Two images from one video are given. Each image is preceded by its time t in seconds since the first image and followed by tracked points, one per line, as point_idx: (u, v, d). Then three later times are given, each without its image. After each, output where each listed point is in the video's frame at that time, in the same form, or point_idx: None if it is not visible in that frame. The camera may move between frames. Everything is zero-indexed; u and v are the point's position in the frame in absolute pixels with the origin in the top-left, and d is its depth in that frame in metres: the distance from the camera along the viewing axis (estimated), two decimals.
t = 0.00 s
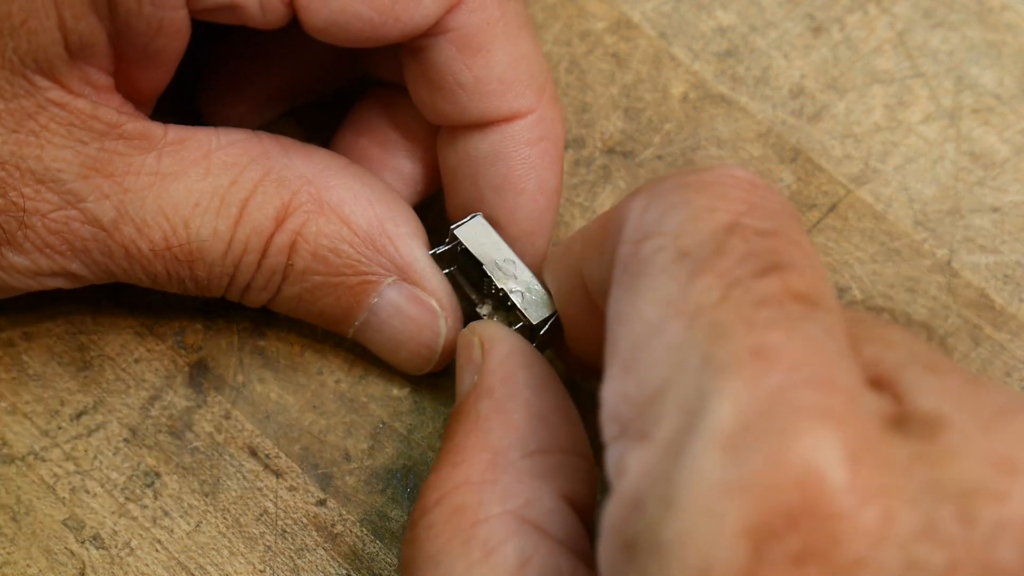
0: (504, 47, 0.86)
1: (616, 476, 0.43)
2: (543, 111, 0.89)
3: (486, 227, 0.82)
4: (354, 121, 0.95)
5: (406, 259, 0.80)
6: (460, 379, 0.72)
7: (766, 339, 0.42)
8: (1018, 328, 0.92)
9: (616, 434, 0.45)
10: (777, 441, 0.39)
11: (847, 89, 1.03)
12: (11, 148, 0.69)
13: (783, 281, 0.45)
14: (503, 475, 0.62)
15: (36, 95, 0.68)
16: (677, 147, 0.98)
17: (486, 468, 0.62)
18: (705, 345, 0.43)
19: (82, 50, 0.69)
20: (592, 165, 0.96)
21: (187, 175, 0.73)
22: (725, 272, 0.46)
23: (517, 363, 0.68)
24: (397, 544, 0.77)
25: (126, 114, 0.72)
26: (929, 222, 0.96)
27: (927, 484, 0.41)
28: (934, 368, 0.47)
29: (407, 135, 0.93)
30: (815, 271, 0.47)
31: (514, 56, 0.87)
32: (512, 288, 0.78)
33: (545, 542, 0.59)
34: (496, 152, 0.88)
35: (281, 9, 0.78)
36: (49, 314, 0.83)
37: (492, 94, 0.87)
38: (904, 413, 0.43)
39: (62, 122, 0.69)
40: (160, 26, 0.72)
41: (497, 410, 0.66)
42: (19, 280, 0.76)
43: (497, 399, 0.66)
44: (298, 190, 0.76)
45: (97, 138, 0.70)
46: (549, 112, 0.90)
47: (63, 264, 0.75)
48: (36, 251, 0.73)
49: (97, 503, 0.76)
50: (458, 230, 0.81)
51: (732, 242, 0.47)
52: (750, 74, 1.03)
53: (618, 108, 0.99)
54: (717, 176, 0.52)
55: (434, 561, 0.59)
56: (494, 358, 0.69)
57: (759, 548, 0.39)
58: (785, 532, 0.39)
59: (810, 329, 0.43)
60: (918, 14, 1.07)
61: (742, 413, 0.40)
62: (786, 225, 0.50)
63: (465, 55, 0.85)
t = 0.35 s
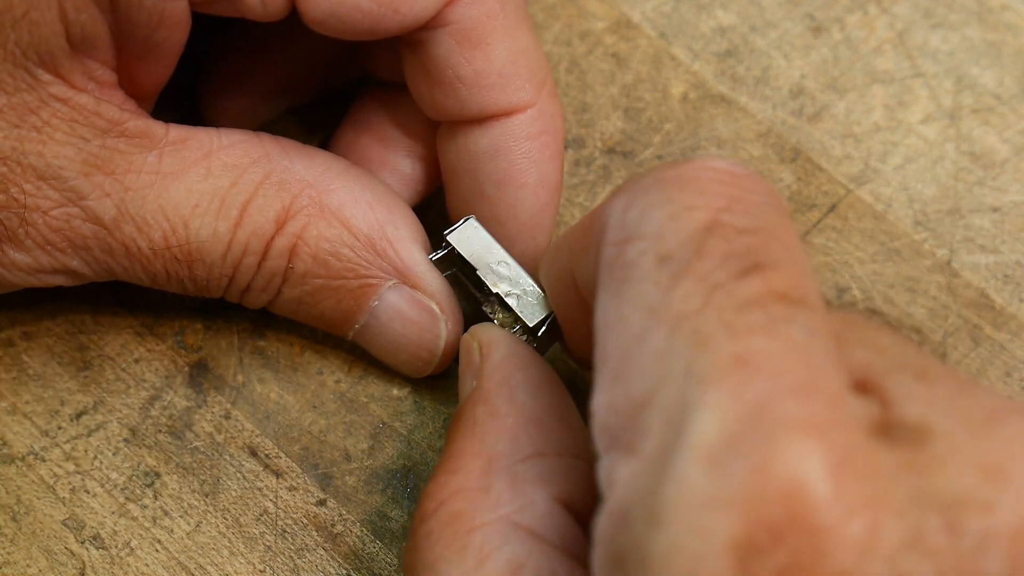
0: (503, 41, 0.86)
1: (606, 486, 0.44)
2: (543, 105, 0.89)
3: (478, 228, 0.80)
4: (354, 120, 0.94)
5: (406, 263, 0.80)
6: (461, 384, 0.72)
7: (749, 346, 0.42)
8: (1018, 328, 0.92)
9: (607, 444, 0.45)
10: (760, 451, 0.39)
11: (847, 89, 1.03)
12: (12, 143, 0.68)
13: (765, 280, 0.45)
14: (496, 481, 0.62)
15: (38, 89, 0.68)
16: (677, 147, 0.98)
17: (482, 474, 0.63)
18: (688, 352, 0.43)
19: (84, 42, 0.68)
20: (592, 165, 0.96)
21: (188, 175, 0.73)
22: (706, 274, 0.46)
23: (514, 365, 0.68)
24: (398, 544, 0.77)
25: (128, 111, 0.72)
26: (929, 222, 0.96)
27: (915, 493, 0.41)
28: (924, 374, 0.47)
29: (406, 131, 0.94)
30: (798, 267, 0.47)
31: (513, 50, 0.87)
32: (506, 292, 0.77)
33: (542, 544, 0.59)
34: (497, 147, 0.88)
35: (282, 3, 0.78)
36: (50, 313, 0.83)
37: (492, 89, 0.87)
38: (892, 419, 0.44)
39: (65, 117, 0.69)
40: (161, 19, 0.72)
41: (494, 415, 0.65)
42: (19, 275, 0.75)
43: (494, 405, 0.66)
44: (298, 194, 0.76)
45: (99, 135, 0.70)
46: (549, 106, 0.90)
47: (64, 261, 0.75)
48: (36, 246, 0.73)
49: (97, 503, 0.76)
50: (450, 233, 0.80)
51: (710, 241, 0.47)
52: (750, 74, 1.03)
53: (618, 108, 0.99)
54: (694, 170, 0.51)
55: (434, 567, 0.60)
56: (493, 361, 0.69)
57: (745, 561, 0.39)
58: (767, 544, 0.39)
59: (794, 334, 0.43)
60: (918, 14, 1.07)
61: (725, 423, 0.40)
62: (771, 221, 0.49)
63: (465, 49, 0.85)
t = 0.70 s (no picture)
0: (505, 46, 0.86)
1: (610, 490, 0.44)
2: (541, 111, 0.89)
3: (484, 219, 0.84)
4: (351, 113, 0.94)
5: (409, 238, 0.80)
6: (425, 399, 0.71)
7: (758, 351, 0.42)
8: (1018, 328, 0.92)
9: (610, 447, 0.45)
10: (769, 456, 0.39)
11: (847, 89, 1.03)
12: (15, 147, 0.69)
13: (773, 286, 0.45)
14: (486, 487, 0.62)
15: (38, 93, 0.68)
16: (677, 147, 0.98)
17: (471, 483, 0.62)
18: (697, 356, 0.43)
19: (84, 44, 0.68)
20: (592, 165, 0.96)
21: (189, 171, 0.73)
22: (714, 280, 0.46)
23: (478, 371, 0.68)
24: (398, 545, 0.77)
25: (128, 112, 0.72)
26: (929, 221, 0.96)
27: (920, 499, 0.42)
28: (930, 381, 0.48)
29: (403, 129, 0.94)
30: (806, 273, 0.47)
31: (515, 55, 0.87)
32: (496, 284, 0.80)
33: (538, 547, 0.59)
34: (495, 152, 0.89)
35: (287, 6, 0.78)
36: (50, 314, 0.83)
37: (491, 93, 0.87)
38: (899, 426, 0.44)
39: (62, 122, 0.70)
40: (162, 19, 0.72)
41: (470, 424, 0.65)
42: (25, 293, 0.76)
43: (469, 414, 0.66)
44: (300, 176, 0.76)
45: (99, 136, 0.71)
46: (547, 112, 0.90)
47: (72, 273, 0.74)
48: (40, 259, 0.73)
49: (97, 503, 0.76)
50: (456, 217, 0.83)
51: (720, 248, 0.47)
52: (750, 74, 1.03)
53: (618, 108, 0.99)
54: (702, 178, 0.51)
55: None
56: (458, 372, 0.69)
57: (754, 566, 0.38)
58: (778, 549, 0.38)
59: (803, 340, 0.43)
60: (918, 14, 1.07)
61: (733, 429, 0.40)
62: (778, 227, 0.49)
63: (466, 53, 0.85)
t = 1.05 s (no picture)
0: (500, 45, 0.86)
1: (602, 505, 0.45)
2: (539, 110, 0.89)
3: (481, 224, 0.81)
4: (349, 116, 0.95)
5: (407, 246, 0.81)
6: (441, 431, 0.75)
7: (751, 369, 0.42)
8: (1018, 328, 0.92)
9: (606, 453, 0.46)
10: (756, 483, 0.39)
11: (847, 89, 1.03)
12: (14, 142, 0.68)
13: (773, 294, 0.44)
14: (484, 510, 0.65)
15: (38, 87, 0.68)
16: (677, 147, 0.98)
17: (470, 507, 0.66)
18: (690, 373, 0.43)
19: (84, 39, 0.68)
20: (592, 165, 0.96)
21: (189, 168, 0.72)
22: (712, 285, 0.45)
23: (489, 405, 0.72)
24: (397, 544, 0.77)
25: (128, 108, 0.72)
26: (929, 221, 0.96)
27: (909, 521, 0.40)
28: (919, 395, 0.46)
29: (401, 131, 0.94)
30: (809, 277, 0.46)
31: (510, 55, 0.86)
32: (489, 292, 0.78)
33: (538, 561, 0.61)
34: (493, 152, 0.89)
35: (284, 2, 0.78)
36: (49, 312, 0.83)
37: (489, 92, 0.87)
38: (888, 440, 0.43)
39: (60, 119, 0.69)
40: (161, 13, 0.72)
41: (475, 452, 0.69)
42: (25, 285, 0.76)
43: (475, 441, 0.70)
44: (299, 179, 0.76)
45: (100, 132, 0.70)
46: (546, 111, 0.89)
47: (68, 268, 0.75)
48: (37, 251, 0.73)
49: (97, 503, 0.76)
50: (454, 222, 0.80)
51: (721, 247, 0.46)
52: (750, 74, 1.03)
53: (618, 108, 0.99)
54: (709, 157, 0.49)
55: None
56: (469, 404, 0.72)
57: None
58: None
59: (800, 354, 0.42)
60: (918, 14, 1.07)
61: (721, 453, 0.40)
62: (780, 222, 0.47)
63: (461, 53, 0.85)
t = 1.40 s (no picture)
0: (481, 33, 0.85)
1: (591, 508, 0.45)
2: (521, 102, 0.89)
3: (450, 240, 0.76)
4: (341, 122, 0.95)
5: (392, 261, 0.79)
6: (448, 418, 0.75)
7: (738, 367, 0.42)
8: (1018, 328, 0.92)
9: (593, 456, 0.46)
10: (746, 480, 0.40)
11: (847, 89, 1.03)
12: (11, 116, 0.68)
13: (757, 296, 0.45)
14: (493, 504, 0.65)
15: (37, 60, 0.67)
16: (677, 147, 0.98)
17: (479, 500, 0.66)
18: (678, 373, 0.43)
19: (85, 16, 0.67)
20: (592, 165, 0.96)
21: (186, 158, 0.73)
22: (699, 288, 0.45)
23: (495, 396, 0.71)
24: (398, 544, 0.77)
25: (128, 88, 0.71)
26: (929, 222, 0.96)
27: (898, 518, 0.43)
28: (907, 390, 0.48)
29: (387, 128, 0.94)
30: (792, 279, 0.47)
31: (491, 43, 0.86)
32: (471, 308, 0.74)
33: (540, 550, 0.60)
34: (476, 144, 0.88)
35: None
36: (51, 312, 0.83)
37: (472, 83, 0.86)
38: (876, 436, 0.45)
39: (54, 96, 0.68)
40: None
41: (483, 444, 0.69)
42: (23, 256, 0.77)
43: (482, 433, 0.70)
44: (293, 182, 0.76)
45: (99, 112, 0.70)
46: (528, 101, 0.90)
47: (59, 241, 0.75)
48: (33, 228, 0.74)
49: (97, 503, 0.76)
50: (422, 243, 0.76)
51: (706, 251, 0.47)
52: (750, 74, 1.03)
53: (618, 108, 0.99)
54: (693, 168, 0.50)
55: None
56: (475, 396, 0.72)
57: None
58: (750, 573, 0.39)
59: (784, 353, 0.43)
60: (918, 14, 1.07)
61: (711, 451, 0.40)
62: (766, 228, 0.48)
63: (442, 40, 0.84)
